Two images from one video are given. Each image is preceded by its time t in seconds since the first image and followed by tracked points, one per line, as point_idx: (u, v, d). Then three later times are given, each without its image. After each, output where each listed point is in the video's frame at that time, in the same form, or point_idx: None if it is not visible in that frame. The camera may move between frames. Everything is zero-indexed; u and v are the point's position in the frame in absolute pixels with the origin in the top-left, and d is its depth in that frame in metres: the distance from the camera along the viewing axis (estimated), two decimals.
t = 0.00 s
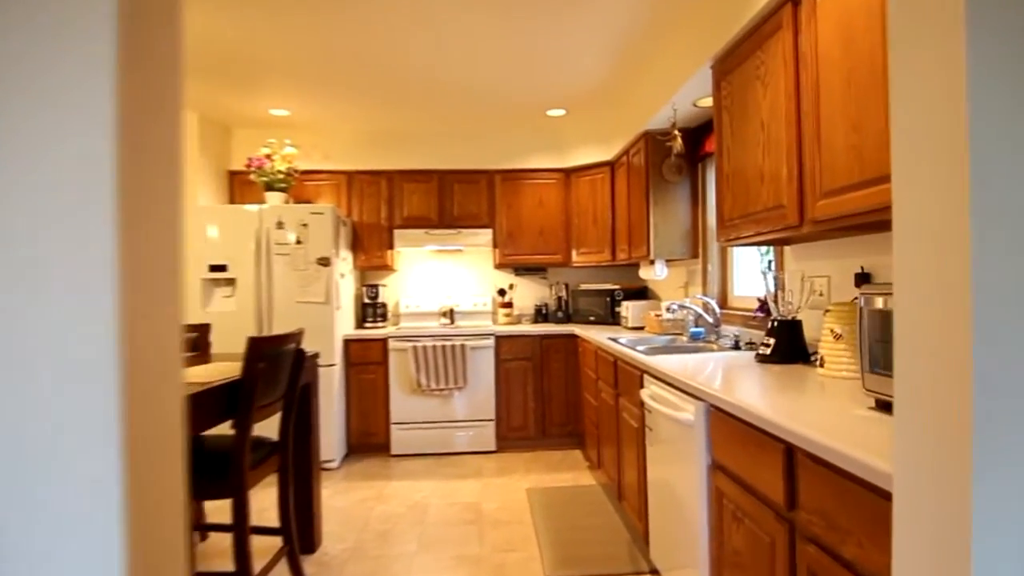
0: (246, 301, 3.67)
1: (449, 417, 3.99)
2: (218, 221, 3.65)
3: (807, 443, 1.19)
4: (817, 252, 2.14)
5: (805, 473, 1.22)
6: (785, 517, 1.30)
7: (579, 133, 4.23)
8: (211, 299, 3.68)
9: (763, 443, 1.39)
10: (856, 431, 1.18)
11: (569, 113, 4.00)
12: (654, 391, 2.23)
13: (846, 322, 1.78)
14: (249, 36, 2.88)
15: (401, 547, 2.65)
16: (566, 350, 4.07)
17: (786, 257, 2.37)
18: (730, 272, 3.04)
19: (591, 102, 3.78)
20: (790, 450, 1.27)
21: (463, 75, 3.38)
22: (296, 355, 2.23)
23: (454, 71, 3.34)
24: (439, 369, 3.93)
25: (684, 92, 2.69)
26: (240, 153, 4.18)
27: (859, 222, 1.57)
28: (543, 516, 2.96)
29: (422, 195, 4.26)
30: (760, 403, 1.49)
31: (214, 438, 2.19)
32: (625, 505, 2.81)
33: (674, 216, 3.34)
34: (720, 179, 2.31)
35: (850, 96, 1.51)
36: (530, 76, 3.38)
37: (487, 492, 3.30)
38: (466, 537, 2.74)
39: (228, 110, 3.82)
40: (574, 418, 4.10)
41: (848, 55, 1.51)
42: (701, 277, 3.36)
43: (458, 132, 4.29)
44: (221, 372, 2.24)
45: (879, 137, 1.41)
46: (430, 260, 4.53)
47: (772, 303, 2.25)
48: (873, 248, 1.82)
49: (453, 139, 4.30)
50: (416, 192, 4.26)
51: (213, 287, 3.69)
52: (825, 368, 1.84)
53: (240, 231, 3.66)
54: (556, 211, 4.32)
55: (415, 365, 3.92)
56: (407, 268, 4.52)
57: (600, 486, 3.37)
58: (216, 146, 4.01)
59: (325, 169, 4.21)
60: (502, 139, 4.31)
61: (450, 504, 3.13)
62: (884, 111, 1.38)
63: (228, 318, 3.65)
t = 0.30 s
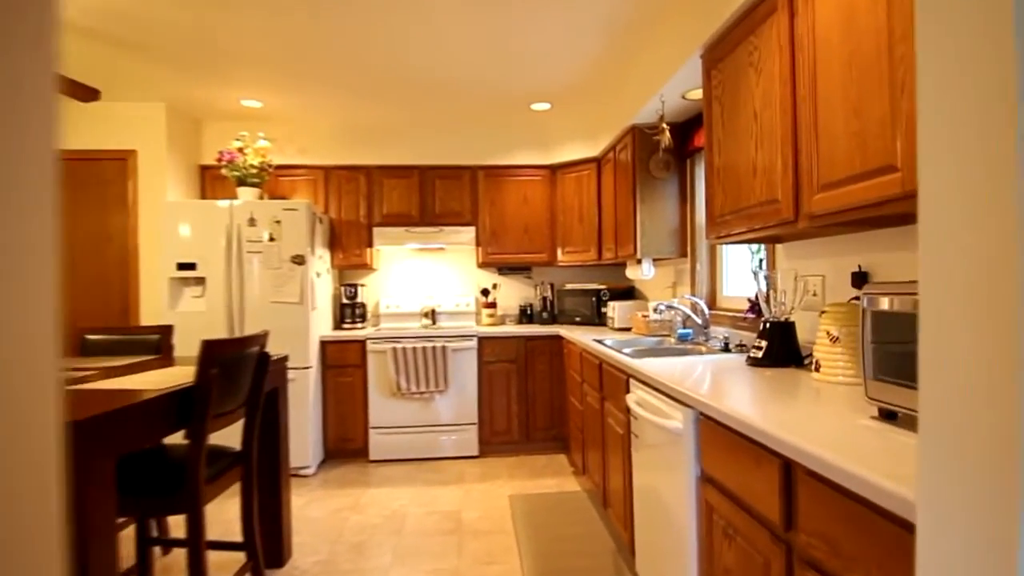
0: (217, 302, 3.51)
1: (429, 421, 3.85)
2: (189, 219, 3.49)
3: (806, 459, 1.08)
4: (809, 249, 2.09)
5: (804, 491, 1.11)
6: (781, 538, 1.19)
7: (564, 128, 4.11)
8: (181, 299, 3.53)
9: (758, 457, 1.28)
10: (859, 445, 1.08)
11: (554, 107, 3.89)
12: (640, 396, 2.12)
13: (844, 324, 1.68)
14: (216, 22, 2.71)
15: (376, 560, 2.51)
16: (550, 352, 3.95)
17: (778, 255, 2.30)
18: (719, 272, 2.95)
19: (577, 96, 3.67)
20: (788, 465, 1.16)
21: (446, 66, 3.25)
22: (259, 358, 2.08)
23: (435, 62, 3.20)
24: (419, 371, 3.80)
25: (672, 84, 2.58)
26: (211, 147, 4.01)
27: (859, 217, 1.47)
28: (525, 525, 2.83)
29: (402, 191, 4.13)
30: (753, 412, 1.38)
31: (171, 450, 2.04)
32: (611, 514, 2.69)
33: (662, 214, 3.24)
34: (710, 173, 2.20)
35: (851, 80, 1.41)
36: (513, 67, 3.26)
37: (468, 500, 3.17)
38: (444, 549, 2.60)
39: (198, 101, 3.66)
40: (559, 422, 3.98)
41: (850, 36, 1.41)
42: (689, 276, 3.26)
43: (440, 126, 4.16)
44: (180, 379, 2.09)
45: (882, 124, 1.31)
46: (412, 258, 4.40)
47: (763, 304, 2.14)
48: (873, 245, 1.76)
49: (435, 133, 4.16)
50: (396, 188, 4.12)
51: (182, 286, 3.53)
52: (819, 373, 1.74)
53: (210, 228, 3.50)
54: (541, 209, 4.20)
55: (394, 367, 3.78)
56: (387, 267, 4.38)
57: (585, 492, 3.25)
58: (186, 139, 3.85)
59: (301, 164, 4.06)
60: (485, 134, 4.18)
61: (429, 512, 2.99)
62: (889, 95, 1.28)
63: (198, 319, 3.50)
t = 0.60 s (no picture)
0: (193, 300, 3.35)
1: (414, 424, 3.73)
2: (168, 213, 3.34)
3: (809, 486, 0.97)
4: (808, 249, 1.99)
5: (806, 522, 1.00)
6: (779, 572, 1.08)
7: (556, 122, 3.98)
8: (156, 296, 3.37)
9: (756, 480, 1.17)
10: (868, 473, 0.97)
11: (546, 100, 3.76)
12: (630, 404, 2.00)
13: (846, 330, 1.59)
14: (189, 6, 2.57)
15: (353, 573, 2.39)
16: (540, 353, 3.84)
17: (776, 255, 2.20)
18: (714, 272, 2.84)
19: (570, 88, 3.54)
20: (789, 491, 1.05)
21: (433, 56, 3.12)
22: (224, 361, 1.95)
23: (422, 52, 3.06)
24: (404, 372, 3.68)
25: (666, 74, 2.45)
26: (191, 139, 3.86)
27: (866, 214, 1.35)
28: (510, 535, 2.72)
29: (389, 186, 4.00)
30: (749, 428, 1.27)
31: (128, 460, 1.91)
32: (599, 524, 2.57)
33: (656, 211, 3.11)
34: (705, 168, 2.09)
35: (859, 64, 1.30)
36: (502, 57, 3.12)
37: (453, 507, 3.05)
38: (425, 561, 2.48)
39: (175, 91, 3.50)
40: (548, 425, 3.87)
41: (858, 17, 1.29)
42: (683, 276, 3.15)
43: (429, 118, 4.02)
44: (139, 384, 1.95)
45: (892, 113, 1.20)
46: (399, 255, 4.28)
47: (760, 308, 2.01)
48: (879, 246, 1.65)
49: (423, 126, 4.02)
50: (382, 183, 3.99)
51: (157, 283, 3.38)
52: (820, 382, 1.63)
53: (188, 221, 3.35)
54: (532, 205, 4.08)
55: (378, 368, 3.65)
56: (373, 264, 4.26)
57: (574, 500, 3.14)
58: (164, 131, 3.69)
59: (284, 158, 3.92)
60: (475, 128, 4.05)
61: (411, 521, 2.87)
62: (901, 81, 1.17)
63: (173, 317, 3.34)
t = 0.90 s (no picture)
0: (176, 297, 3.24)
1: (403, 426, 3.64)
2: (156, 208, 3.22)
3: (812, 511, 0.88)
4: (810, 249, 1.91)
5: (808, 548, 0.92)
6: None
7: (551, 118, 3.89)
8: (138, 292, 3.26)
9: (756, 500, 1.08)
10: (880, 500, 0.88)
11: (541, 95, 3.67)
12: (622, 411, 1.92)
13: (850, 336, 1.51)
14: None
15: None
16: (533, 354, 3.75)
17: (776, 255, 2.12)
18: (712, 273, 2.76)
19: (566, 82, 3.44)
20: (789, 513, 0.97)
21: (424, 49, 3.02)
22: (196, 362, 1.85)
23: (416, 44, 2.97)
24: (394, 373, 3.59)
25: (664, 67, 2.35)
26: (177, 131, 3.73)
27: (872, 213, 1.27)
28: (498, 543, 2.63)
29: (380, 182, 3.90)
30: (746, 443, 1.19)
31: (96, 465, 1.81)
32: (590, 534, 2.49)
33: (653, 209, 3.02)
34: (702, 164, 2.00)
35: (868, 51, 1.21)
36: (496, 49, 3.03)
37: (442, 513, 2.96)
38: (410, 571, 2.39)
39: (160, 84, 3.37)
40: (541, 428, 3.78)
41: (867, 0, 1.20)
42: (679, 277, 3.07)
43: (422, 113, 3.92)
44: (100, 383, 1.84)
45: (903, 102, 1.11)
46: (390, 252, 4.18)
47: (759, 310, 1.93)
48: (886, 247, 1.56)
49: (416, 121, 3.93)
50: (373, 178, 3.90)
51: (140, 279, 3.27)
52: (822, 391, 1.55)
53: (173, 215, 3.23)
54: (527, 203, 3.99)
55: (367, 369, 3.56)
56: (364, 261, 4.16)
57: (565, 505, 3.05)
58: (149, 124, 3.56)
59: (272, 152, 3.82)
60: (468, 123, 3.96)
61: (398, 528, 2.79)
62: (914, 68, 1.08)
63: (156, 315, 3.23)
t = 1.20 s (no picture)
0: (162, 295, 3.16)
1: (396, 428, 3.56)
2: (143, 204, 3.14)
3: (824, 532, 0.81)
4: (814, 249, 1.84)
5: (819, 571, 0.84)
6: None
7: (548, 114, 3.81)
8: (124, 290, 3.17)
9: (762, 517, 1.00)
10: (898, 518, 0.80)
11: (538, 91, 3.59)
12: (618, 416, 1.84)
13: (858, 340, 1.44)
14: None
15: None
16: (529, 355, 3.67)
17: (778, 255, 2.05)
18: (712, 273, 2.69)
19: (563, 77, 3.37)
20: (799, 532, 0.89)
21: (418, 41, 2.94)
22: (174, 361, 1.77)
23: (409, 37, 2.89)
24: (386, 374, 3.51)
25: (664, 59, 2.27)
26: (165, 126, 3.65)
27: (885, 209, 1.19)
28: (491, 550, 2.55)
29: (373, 179, 3.82)
30: (750, 454, 1.11)
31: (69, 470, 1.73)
32: (586, 541, 2.41)
33: (652, 208, 2.94)
34: (703, 160, 1.92)
35: (882, 37, 1.13)
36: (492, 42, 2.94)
37: (434, 519, 2.88)
38: None
39: (147, 76, 3.29)
40: (536, 431, 3.71)
41: None
42: (678, 277, 2.99)
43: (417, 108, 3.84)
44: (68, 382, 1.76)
45: (921, 89, 1.04)
46: (383, 251, 4.10)
47: (761, 312, 1.86)
48: (896, 247, 1.49)
49: (410, 117, 3.85)
50: (367, 175, 3.82)
51: (126, 276, 3.18)
52: (829, 398, 1.47)
53: (159, 211, 3.15)
54: (523, 201, 3.92)
55: (359, 370, 3.48)
56: (357, 260, 4.09)
57: (561, 511, 2.98)
58: (136, 118, 3.48)
59: (263, 147, 3.74)
60: (464, 119, 3.88)
61: (388, 534, 2.71)
62: (934, 53, 1.00)
63: (142, 314, 3.15)
